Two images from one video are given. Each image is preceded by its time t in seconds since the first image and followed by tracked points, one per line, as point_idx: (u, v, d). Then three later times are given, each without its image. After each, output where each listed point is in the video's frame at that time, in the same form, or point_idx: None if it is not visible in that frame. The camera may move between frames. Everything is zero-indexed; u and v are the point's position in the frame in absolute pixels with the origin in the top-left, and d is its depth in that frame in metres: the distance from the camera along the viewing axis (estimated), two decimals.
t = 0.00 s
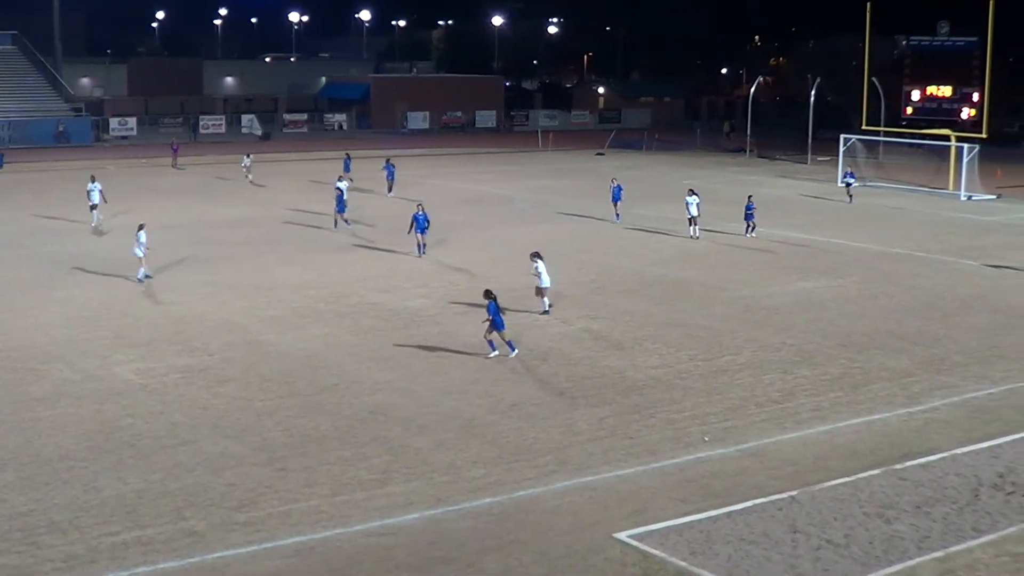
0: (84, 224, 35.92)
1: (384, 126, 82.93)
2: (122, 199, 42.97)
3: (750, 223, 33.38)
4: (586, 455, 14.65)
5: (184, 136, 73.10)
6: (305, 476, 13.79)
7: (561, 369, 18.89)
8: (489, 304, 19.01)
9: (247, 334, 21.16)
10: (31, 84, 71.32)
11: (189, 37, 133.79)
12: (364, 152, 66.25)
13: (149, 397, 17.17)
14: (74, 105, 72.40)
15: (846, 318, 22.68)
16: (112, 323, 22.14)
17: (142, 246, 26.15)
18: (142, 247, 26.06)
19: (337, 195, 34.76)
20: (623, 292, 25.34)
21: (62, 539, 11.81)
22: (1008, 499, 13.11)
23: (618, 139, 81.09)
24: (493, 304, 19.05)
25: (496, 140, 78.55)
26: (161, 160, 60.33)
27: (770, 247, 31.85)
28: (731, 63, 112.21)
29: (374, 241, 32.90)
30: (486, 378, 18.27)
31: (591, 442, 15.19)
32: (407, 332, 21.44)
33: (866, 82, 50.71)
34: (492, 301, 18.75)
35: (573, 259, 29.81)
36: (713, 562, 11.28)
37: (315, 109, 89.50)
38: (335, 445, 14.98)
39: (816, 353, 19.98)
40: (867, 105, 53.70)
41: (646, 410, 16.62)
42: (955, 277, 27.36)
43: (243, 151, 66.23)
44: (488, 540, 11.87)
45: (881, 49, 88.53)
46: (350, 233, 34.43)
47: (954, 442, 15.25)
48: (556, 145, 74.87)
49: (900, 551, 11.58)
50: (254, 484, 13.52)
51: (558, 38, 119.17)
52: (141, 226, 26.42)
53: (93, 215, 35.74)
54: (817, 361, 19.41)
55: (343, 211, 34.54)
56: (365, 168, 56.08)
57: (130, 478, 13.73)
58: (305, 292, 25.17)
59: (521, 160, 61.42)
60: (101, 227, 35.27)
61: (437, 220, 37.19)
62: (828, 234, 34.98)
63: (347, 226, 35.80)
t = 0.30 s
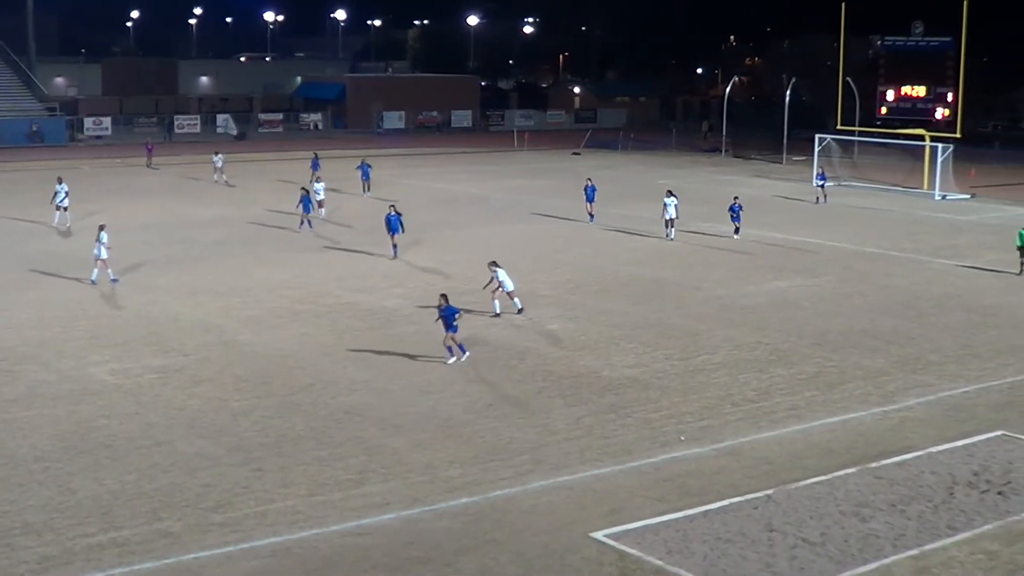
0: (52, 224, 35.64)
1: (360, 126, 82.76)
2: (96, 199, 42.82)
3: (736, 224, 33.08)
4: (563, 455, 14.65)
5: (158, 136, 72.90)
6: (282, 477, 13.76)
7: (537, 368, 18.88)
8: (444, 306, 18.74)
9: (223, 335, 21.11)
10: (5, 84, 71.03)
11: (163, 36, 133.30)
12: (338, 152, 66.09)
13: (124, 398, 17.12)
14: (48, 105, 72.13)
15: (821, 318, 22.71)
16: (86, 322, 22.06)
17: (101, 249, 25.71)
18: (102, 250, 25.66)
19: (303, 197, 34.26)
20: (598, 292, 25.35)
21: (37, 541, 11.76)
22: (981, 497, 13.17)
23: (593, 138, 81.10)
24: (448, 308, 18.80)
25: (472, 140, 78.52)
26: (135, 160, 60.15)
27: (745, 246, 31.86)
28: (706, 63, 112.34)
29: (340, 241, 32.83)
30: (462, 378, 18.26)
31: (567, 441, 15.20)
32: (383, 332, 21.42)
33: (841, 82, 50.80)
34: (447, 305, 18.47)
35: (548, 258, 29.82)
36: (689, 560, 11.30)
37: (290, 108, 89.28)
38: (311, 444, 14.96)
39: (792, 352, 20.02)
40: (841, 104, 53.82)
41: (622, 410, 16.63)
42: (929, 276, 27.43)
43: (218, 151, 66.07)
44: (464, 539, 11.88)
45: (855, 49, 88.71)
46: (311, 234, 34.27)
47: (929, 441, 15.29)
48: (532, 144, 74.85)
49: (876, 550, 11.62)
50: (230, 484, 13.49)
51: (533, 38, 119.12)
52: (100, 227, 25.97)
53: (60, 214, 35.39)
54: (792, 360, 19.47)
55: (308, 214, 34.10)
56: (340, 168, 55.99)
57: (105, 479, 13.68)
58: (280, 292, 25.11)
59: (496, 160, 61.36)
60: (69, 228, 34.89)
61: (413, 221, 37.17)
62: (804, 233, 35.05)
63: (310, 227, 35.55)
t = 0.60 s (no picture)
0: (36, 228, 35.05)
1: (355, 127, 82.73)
2: (91, 199, 42.84)
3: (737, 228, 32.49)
4: (558, 454, 14.64)
5: (153, 136, 72.90)
6: (276, 477, 13.75)
7: (532, 368, 18.87)
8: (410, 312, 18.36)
9: (218, 335, 21.10)
10: None
11: (158, 36, 133.39)
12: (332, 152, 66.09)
13: (119, 398, 17.11)
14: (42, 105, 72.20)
15: (815, 318, 22.71)
16: (80, 322, 22.06)
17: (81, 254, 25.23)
18: (81, 254, 25.23)
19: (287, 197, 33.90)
20: (593, 292, 25.35)
21: (32, 542, 11.75)
22: (976, 496, 13.17)
23: (588, 138, 81.14)
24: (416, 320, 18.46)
25: (466, 139, 78.57)
26: (130, 160, 60.23)
27: (739, 245, 31.83)
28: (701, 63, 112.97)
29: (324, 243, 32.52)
30: (457, 378, 18.25)
31: (563, 441, 15.20)
32: (378, 332, 21.41)
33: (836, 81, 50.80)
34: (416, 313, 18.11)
35: (543, 258, 29.83)
36: (684, 561, 11.30)
37: (285, 108, 89.40)
38: (306, 445, 14.95)
39: (788, 351, 20.02)
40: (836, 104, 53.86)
41: (617, 410, 16.62)
42: (923, 276, 27.43)
43: (211, 151, 66.13)
44: (460, 539, 11.87)
45: (849, 49, 88.66)
46: (295, 234, 34.14)
47: (924, 440, 15.29)
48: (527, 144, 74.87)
49: (872, 549, 11.62)
50: (224, 485, 13.49)
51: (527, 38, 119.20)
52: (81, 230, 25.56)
53: (47, 217, 34.83)
54: (787, 360, 19.46)
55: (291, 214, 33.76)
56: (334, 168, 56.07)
57: (99, 480, 13.67)
58: (275, 292, 25.13)
59: (491, 160, 61.37)
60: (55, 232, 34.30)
61: (407, 221, 37.21)
62: (799, 232, 35.04)
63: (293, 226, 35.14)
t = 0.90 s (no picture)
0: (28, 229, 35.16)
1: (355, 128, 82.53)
2: (93, 200, 42.95)
3: (739, 230, 31.87)
4: (559, 455, 14.66)
5: (153, 137, 72.92)
6: (277, 477, 13.77)
7: (533, 369, 18.89)
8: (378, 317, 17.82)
9: (220, 336, 21.13)
10: None
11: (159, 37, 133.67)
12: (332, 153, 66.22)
13: (121, 398, 17.16)
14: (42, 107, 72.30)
15: (816, 318, 22.72)
16: (81, 324, 22.10)
17: (66, 256, 24.87)
18: (64, 257, 24.87)
19: (276, 200, 33.76)
20: (594, 292, 25.38)
21: (32, 543, 11.76)
22: (976, 496, 13.17)
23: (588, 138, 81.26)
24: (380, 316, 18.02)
25: (466, 140, 78.71)
26: (130, 161, 60.37)
27: (738, 245, 31.90)
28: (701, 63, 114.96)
29: (313, 245, 32.33)
30: (458, 378, 18.27)
31: (563, 441, 15.21)
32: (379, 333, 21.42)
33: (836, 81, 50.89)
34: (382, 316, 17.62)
35: (544, 258, 29.89)
36: (685, 561, 11.30)
37: (286, 109, 89.48)
38: (308, 446, 14.96)
39: (788, 352, 20.03)
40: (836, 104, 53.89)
41: (617, 410, 16.64)
42: (923, 276, 27.45)
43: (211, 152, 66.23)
44: (460, 540, 11.87)
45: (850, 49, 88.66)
46: (282, 234, 34.20)
47: (924, 440, 15.29)
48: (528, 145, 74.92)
49: (872, 550, 11.62)
50: (225, 485, 13.51)
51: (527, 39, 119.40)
52: (65, 231, 25.26)
53: (40, 219, 34.93)
54: (788, 360, 19.48)
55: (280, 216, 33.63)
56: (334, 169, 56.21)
57: (99, 481, 13.67)
58: (276, 293, 25.19)
59: (492, 161, 61.51)
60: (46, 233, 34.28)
61: (408, 221, 37.29)
62: (800, 233, 35.08)
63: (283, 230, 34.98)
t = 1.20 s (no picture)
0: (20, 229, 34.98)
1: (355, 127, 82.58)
2: (93, 200, 42.88)
3: (735, 233, 31.42)
4: (559, 455, 14.65)
5: (153, 136, 72.89)
6: (277, 477, 13.76)
7: (532, 368, 18.90)
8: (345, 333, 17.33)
9: (220, 335, 21.12)
10: None
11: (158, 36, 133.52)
12: (332, 152, 66.22)
13: (119, 398, 17.14)
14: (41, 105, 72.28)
15: (816, 318, 22.72)
16: (81, 323, 22.06)
17: (46, 258, 24.74)
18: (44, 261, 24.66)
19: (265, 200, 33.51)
20: (594, 292, 25.38)
21: (32, 542, 11.75)
22: (977, 496, 13.18)
23: (589, 138, 81.21)
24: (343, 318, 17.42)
25: (467, 139, 78.62)
26: (130, 160, 60.37)
27: (739, 246, 31.89)
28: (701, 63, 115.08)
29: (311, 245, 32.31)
30: (458, 378, 18.26)
31: (564, 441, 15.21)
32: (380, 332, 21.42)
33: (836, 81, 50.88)
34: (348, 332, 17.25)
35: (544, 258, 29.89)
36: (685, 560, 11.30)
37: (286, 109, 89.48)
38: (308, 445, 14.96)
39: (788, 352, 20.05)
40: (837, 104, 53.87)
41: (618, 410, 16.64)
42: (923, 276, 27.45)
43: (211, 151, 66.24)
44: (460, 539, 11.87)
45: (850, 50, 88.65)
46: (269, 233, 34.09)
47: (923, 441, 15.29)
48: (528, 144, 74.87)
49: (872, 550, 11.63)
50: (225, 484, 13.50)
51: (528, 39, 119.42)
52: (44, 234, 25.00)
53: (31, 219, 34.80)
54: (788, 360, 19.48)
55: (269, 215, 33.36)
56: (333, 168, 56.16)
57: (98, 480, 13.65)
58: (276, 292, 25.17)
59: (492, 161, 61.45)
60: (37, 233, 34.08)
61: (409, 221, 37.28)
62: (800, 233, 35.06)
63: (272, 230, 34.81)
